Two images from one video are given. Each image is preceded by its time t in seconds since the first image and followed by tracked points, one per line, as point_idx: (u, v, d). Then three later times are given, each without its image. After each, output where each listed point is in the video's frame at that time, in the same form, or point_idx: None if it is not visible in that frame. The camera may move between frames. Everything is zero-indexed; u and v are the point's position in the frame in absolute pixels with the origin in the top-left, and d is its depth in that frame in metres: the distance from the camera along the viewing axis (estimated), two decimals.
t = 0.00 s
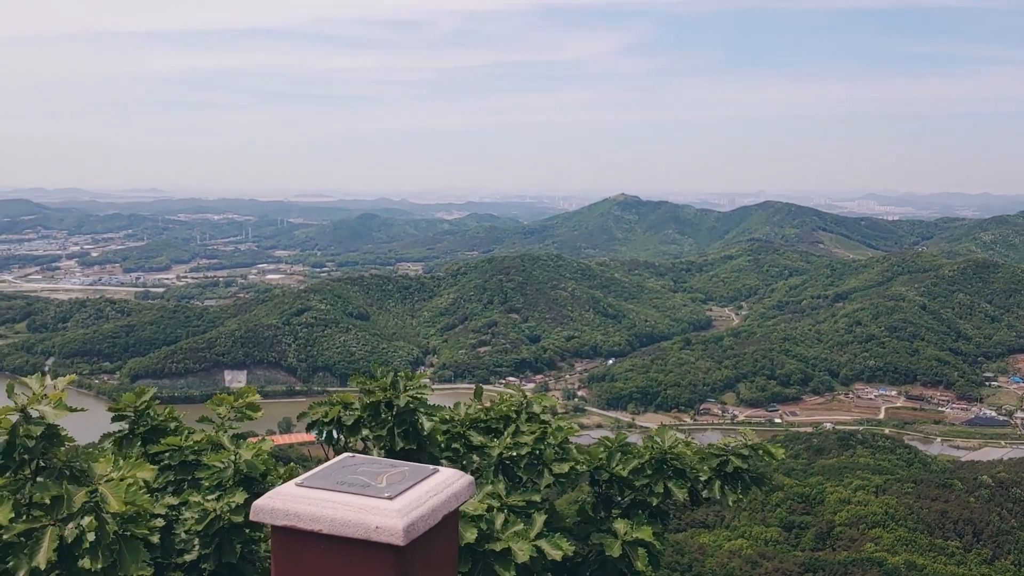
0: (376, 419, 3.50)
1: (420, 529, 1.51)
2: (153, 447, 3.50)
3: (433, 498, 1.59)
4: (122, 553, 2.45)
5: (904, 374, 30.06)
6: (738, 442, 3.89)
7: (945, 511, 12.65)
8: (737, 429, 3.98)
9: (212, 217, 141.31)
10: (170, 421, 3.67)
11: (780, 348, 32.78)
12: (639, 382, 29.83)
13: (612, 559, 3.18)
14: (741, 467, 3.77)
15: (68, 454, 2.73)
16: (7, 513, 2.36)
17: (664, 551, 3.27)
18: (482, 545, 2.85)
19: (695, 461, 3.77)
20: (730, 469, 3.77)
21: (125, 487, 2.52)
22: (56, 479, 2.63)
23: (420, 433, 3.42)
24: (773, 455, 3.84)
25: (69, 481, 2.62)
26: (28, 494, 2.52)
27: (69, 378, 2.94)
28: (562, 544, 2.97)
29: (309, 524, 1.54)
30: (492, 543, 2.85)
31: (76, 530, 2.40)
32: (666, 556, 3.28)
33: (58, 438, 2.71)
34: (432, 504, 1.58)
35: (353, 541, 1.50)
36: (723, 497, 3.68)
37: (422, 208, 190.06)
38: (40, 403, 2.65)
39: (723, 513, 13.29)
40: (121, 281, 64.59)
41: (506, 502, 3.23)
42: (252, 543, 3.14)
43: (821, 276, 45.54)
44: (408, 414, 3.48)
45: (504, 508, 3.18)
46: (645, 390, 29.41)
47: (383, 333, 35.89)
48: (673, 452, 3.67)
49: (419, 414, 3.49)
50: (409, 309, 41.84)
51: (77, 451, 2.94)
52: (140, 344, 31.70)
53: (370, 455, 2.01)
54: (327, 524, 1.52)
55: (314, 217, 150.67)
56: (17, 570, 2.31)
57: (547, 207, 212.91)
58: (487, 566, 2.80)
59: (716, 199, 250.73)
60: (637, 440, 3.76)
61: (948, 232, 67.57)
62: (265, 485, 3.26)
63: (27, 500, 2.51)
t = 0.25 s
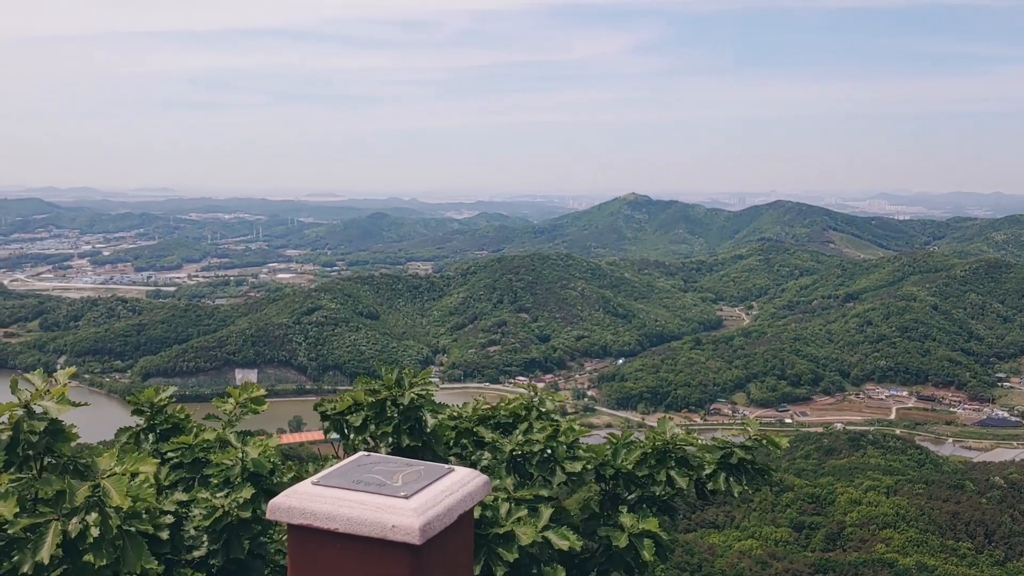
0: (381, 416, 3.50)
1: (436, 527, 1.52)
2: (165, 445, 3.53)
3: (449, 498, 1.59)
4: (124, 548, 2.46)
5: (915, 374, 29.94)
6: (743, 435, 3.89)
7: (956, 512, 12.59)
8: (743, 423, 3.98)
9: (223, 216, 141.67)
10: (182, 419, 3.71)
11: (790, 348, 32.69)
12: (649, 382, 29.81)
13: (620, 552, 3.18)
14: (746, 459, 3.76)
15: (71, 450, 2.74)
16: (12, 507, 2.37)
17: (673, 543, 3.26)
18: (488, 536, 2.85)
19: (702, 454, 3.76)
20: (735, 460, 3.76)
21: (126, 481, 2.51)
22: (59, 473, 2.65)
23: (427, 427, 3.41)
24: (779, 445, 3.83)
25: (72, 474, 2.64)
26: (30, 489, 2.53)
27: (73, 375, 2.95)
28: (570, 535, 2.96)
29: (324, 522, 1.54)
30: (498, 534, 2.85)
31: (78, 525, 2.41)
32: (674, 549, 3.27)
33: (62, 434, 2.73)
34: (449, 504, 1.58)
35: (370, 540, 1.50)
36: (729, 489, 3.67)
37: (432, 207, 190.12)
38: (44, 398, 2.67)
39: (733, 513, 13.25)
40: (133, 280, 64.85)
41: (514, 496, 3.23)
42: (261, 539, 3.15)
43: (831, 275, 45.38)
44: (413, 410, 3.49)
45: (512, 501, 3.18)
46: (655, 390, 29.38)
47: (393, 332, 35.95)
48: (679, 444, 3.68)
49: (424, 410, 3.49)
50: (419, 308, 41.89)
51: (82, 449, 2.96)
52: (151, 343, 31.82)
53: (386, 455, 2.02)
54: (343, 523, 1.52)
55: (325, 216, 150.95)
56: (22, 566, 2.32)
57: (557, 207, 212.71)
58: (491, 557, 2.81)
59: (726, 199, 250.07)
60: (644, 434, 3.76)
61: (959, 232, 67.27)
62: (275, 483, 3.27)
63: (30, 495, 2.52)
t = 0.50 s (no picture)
0: (388, 410, 3.51)
1: (448, 528, 1.52)
2: (174, 443, 3.55)
3: (462, 498, 1.60)
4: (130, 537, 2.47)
5: (925, 375, 29.83)
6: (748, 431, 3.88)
7: (967, 513, 12.55)
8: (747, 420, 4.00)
9: (232, 216, 142.09)
10: (192, 417, 3.74)
11: (800, 348, 32.64)
12: (658, 382, 29.79)
13: (626, 547, 3.18)
14: (749, 451, 3.78)
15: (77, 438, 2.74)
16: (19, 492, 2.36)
17: (680, 539, 3.26)
18: (497, 528, 2.85)
19: (706, 448, 3.77)
20: (739, 453, 3.77)
21: (131, 468, 2.53)
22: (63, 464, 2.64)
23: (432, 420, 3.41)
24: (783, 438, 3.84)
25: (78, 464, 2.64)
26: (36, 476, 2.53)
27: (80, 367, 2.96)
28: (577, 527, 2.94)
29: (338, 522, 1.54)
30: (507, 525, 2.86)
31: (84, 514, 2.41)
32: (681, 546, 3.27)
33: (69, 426, 2.71)
34: (462, 505, 1.58)
35: (382, 535, 1.50)
36: (736, 483, 3.67)
37: (441, 208, 190.23)
38: (51, 388, 2.68)
39: (742, 513, 13.21)
40: (143, 280, 65.07)
41: (521, 489, 3.24)
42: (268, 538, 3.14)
43: (841, 276, 45.24)
44: (418, 405, 3.50)
45: (519, 494, 3.19)
46: (664, 390, 29.38)
47: (402, 331, 35.98)
48: (683, 438, 3.68)
49: (429, 405, 3.50)
50: (427, 308, 41.93)
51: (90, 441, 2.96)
52: (161, 342, 31.94)
53: (399, 456, 2.02)
54: (357, 523, 1.52)
55: (334, 217, 151.23)
56: (26, 551, 2.30)
57: (566, 207, 212.55)
58: (499, 547, 2.82)
59: (735, 199, 249.51)
60: (648, 431, 3.77)
61: (970, 232, 67.01)
62: (283, 480, 3.28)
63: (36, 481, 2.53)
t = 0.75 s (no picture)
0: (401, 411, 3.52)
1: (460, 528, 1.51)
2: (192, 442, 3.57)
3: (474, 499, 1.59)
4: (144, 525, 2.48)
5: (937, 376, 29.69)
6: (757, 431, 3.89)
7: (979, 514, 12.50)
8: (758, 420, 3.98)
9: (243, 216, 142.54)
10: (212, 417, 3.75)
11: (810, 348, 32.53)
12: (668, 383, 29.76)
13: (635, 547, 3.17)
14: (761, 452, 3.75)
15: (92, 431, 2.74)
16: (36, 483, 2.38)
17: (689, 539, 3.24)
18: (505, 528, 2.85)
19: (716, 448, 3.76)
20: (751, 454, 3.75)
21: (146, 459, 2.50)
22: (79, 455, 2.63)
23: (442, 419, 3.41)
24: (792, 439, 3.82)
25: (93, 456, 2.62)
26: (50, 465, 2.53)
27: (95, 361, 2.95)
28: (590, 528, 2.93)
29: (350, 521, 1.54)
30: (515, 526, 2.85)
31: (97, 504, 2.43)
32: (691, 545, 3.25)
33: (84, 417, 2.69)
34: (474, 505, 1.58)
35: (393, 537, 1.50)
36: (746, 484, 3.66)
37: (451, 207, 190.36)
38: (66, 381, 2.66)
39: (751, 513, 13.17)
40: (155, 279, 65.30)
41: (530, 490, 3.23)
42: (283, 538, 3.15)
43: (853, 276, 45.07)
44: (430, 403, 3.49)
45: (529, 495, 3.19)
46: (674, 391, 29.33)
47: (412, 331, 36.03)
48: (694, 439, 3.66)
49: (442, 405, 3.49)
50: (437, 308, 41.98)
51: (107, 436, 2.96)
52: (172, 342, 32.06)
53: (413, 457, 2.03)
54: (369, 523, 1.52)
55: (344, 216, 151.51)
56: (41, 540, 2.33)
57: (576, 207, 212.35)
58: (508, 548, 2.81)
59: (746, 199, 248.77)
60: (658, 430, 3.76)
61: (982, 232, 66.66)
62: (300, 480, 3.28)
63: (52, 471, 2.52)
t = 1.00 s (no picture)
0: (409, 415, 3.52)
1: (473, 528, 1.52)
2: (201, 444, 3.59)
3: (486, 499, 1.59)
4: (166, 527, 2.48)
5: (946, 377, 29.59)
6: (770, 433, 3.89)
7: (988, 516, 12.46)
8: (768, 421, 3.97)
9: (251, 216, 142.92)
10: (220, 418, 3.77)
11: (818, 349, 32.47)
12: (676, 383, 29.72)
13: (647, 550, 3.16)
14: (772, 454, 3.74)
15: (113, 433, 2.77)
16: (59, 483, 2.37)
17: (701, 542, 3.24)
18: (517, 533, 2.85)
19: (728, 451, 3.75)
20: (763, 456, 3.74)
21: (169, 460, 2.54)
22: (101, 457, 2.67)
23: (449, 424, 3.40)
24: (805, 440, 3.82)
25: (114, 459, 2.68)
26: (71, 466, 2.59)
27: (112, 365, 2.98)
28: (598, 532, 2.96)
29: (363, 521, 1.55)
30: (527, 531, 2.85)
31: (121, 505, 2.44)
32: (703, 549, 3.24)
33: (105, 420, 2.75)
34: (486, 506, 1.58)
35: (406, 538, 1.51)
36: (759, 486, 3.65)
37: (459, 207, 190.51)
38: (88, 382, 2.70)
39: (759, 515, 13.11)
40: (163, 279, 65.50)
41: (541, 493, 3.23)
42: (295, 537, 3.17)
43: (861, 276, 44.97)
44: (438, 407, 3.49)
45: (540, 499, 3.19)
46: (682, 391, 29.30)
47: (420, 331, 36.07)
48: (705, 441, 3.66)
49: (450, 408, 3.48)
50: (444, 308, 42.02)
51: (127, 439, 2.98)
52: (181, 342, 32.15)
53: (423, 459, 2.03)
54: (381, 523, 1.53)
55: (352, 216, 151.79)
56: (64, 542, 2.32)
57: (583, 206, 212.24)
58: (521, 553, 2.81)
59: (754, 199, 248.33)
60: (669, 432, 3.76)
61: (991, 232, 66.42)
62: (312, 482, 3.34)
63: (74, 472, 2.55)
